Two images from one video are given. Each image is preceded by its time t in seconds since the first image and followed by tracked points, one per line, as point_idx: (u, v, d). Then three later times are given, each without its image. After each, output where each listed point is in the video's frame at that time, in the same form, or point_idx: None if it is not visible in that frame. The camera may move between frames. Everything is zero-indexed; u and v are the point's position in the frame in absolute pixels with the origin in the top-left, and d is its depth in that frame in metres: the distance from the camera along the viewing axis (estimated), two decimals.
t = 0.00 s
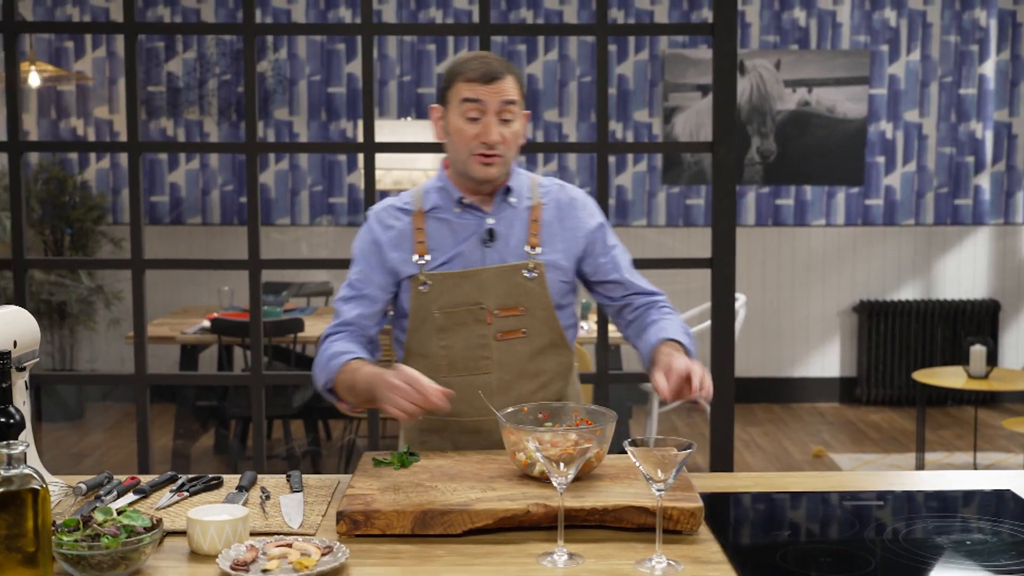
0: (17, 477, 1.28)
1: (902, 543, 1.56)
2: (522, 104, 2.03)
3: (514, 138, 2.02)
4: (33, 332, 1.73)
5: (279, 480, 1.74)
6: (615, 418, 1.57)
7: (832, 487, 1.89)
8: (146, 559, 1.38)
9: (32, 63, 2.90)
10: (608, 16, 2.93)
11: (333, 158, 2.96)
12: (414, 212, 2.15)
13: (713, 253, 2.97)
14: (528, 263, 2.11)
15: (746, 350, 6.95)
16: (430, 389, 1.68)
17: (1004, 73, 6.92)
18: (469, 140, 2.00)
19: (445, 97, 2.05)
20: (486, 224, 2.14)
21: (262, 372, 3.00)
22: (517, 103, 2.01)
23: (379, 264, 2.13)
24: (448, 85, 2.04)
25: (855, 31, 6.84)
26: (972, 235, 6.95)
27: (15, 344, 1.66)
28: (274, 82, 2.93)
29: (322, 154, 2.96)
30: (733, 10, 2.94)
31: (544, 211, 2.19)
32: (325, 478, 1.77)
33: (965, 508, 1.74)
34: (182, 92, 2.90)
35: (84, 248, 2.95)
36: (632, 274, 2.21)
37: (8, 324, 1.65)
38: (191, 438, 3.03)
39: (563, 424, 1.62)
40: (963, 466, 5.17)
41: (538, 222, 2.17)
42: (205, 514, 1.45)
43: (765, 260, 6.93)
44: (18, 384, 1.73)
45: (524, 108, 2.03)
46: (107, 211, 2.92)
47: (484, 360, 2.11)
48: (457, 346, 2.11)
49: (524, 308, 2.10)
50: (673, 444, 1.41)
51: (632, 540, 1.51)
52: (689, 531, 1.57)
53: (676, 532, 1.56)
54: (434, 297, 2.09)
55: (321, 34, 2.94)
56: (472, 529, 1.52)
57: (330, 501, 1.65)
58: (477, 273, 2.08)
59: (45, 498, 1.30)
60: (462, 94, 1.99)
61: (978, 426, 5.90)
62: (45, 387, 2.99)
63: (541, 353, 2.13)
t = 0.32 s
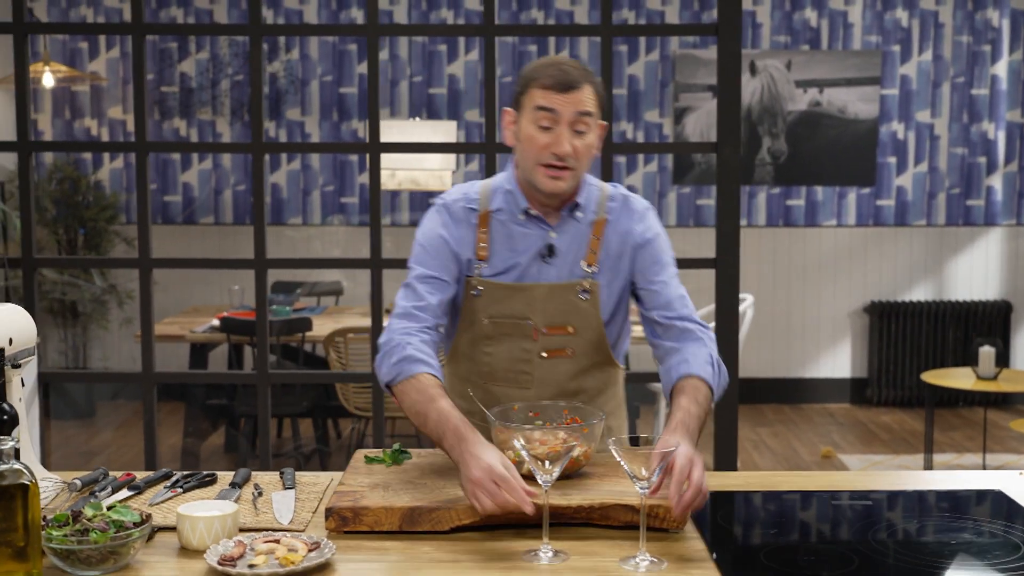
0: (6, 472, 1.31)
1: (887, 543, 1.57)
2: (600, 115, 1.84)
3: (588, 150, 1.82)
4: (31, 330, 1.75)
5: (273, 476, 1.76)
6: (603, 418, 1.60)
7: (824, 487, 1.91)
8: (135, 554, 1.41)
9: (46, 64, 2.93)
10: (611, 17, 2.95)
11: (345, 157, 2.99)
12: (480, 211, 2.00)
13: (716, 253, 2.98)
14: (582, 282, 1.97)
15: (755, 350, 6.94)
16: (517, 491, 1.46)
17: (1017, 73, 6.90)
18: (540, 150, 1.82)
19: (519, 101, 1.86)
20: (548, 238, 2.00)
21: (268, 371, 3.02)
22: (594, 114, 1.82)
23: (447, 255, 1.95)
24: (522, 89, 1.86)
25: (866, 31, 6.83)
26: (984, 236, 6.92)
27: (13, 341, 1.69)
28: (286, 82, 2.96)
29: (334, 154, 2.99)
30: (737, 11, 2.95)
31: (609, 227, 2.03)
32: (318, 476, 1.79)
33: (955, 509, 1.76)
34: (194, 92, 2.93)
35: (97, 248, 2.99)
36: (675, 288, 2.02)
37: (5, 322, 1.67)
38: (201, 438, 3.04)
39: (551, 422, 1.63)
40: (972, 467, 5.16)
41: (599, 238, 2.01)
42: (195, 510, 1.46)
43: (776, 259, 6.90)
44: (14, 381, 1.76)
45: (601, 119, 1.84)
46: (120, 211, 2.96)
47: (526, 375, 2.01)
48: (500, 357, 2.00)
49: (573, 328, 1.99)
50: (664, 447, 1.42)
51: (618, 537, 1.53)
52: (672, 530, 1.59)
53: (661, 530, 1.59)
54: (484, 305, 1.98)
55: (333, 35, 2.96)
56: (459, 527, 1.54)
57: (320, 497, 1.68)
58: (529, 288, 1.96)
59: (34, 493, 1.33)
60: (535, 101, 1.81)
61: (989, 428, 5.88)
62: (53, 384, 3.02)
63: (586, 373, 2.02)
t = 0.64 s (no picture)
0: None
1: (867, 543, 1.58)
2: (628, 132, 1.72)
3: (614, 169, 1.71)
4: (23, 329, 1.77)
5: (263, 474, 1.79)
6: (587, 415, 1.64)
7: (811, 487, 1.92)
8: (121, 549, 1.44)
9: (55, 65, 2.97)
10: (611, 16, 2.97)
11: (352, 157, 3.01)
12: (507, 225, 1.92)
13: (717, 253, 2.99)
14: (602, 309, 1.87)
15: (761, 350, 6.95)
16: (526, 503, 1.45)
17: None
18: (562, 168, 1.71)
19: (546, 117, 1.76)
20: (571, 264, 1.91)
21: (269, 369, 3.05)
22: (622, 131, 1.70)
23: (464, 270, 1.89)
24: (548, 104, 1.75)
25: (873, 31, 6.82)
26: (992, 236, 6.91)
27: (4, 340, 1.71)
28: (294, 83, 2.98)
29: (341, 154, 3.01)
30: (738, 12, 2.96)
31: (638, 253, 1.91)
32: (308, 473, 1.81)
33: (940, 509, 1.76)
34: (203, 92, 2.95)
35: (106, 246, 3.02)
36: (707, 320, 1.88)
37: None
38: (206, 435, 3.08)
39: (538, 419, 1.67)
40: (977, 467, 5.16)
41: (626, 266, 1.89)
42: (181, 505, 1.48)
43: (782, 259, 6.90)
44: (5, 378, 1.77)
45: (630, 136, 1.73)
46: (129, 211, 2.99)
47: (537, 395, 1.94)
48: (514, 373, 1.94)
49: (590, 354, 1.89)
50: (636, 444, 1.44)
51: (601, 534, 1.55)
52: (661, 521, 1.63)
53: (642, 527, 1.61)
54: (501, 319, 1.91)
55: (340, 35, 2.99)
56: (444, 524, 1.56)
57: (309, 494, 1.70)
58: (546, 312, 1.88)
59: (20, 489, 1.35)
60: (558, 117, 1.70)
61: (995, 428, 5.87)
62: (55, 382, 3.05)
63: (601, 398, 1.94)
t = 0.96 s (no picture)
0: None
1: (853, 543, 1.60)
2: (617, 150, 1.73)
3: (604, 188, 1.71)
4: (16, 327, 1.79)
5: (253, 470, 1.81)
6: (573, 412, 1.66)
7: (799, 486, 1.94)
8: (109, 544, 1.46)
9: (64, 65, 3.00)
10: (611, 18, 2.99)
11: (358, 157, 3.04)
12: (499, 236, 1.94)
13: (716, 253, 3.00)
14: (592, 322, 1.90)
15: (765, 350, 6.94)
16: (487, 500, 1.44)
17: None
18: (552, 187, 1.72)
19: (535, 134, 1.76)
20: (562, 277, 1.94)
21: (271, 367, 3.08)
22: (612, 150, 1.71)
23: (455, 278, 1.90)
24: (537, 121, 1.75)
25: (879, 31, 6.82)
26: (998, 236, 6.90)
27: None
28: (301, 83, 3.00)
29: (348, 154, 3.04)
30: (737, 14, 2.97)
31: (629, 265, 1.91)
32: (298, 469, 1.83)
33: (925, 509, 1.77)
34: (210, 92, 2.97)
35: (114, 246, 3.05)
36: (698, 329, 1.85)
37: None
38: (210, 434, 3.10)
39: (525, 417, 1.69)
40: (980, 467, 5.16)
41: (616, 279, 1.91)
42: (169, 501, 1.51)
43: (787, 258, 6.90)
44: None
45: (620, 154, 1.73)
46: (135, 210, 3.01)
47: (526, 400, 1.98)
48: (503, 379, 1.97)
49: (580, 365, 1.93)
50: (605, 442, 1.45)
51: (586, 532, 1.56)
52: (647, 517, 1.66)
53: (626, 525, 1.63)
54: (492, 327, 1.94)
55: (345, 36, 3.01)
56: (430, 521, 1.58)
57: (297, 490, 1.72)
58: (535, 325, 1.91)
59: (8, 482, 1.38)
60: (547, 136, 1.71)
61: (1001, 428, 5.87)
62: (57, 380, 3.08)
63: (589, 405, 1.99)
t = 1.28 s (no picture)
0: None
1: (839, 543, 1.61)
2: (597, 160, 1.74)
3: (584, 198, 1.73)
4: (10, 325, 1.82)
5: (244, 469, 1.83)
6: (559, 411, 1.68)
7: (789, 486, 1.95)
8: (97, 541, 1.49)
9: (69, 66, 3.02)
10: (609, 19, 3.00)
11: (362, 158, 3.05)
12: (484, 241, 1.95)
13: (714, 253, 3.02)
14: (578, 327, 1.92)
15: (768, 350, 6.95)
16: (469, 513, 1.45)
17: None
18: (532, 198, 1.73)
19: (515, 144, 1.78)
20: (546, 283, 1.95)
21: (271, 367, 3.10)
22: (591, 160, 1.72)
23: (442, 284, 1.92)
24: (517, 132, 1.77)
25: (883, 31, 6.82)
26: (1002, 236, 6.90)
27: None
28: (305, 83, 3.03)
29: (351, 155, 3.05)
30: (735, 16, 2.99)
31: (611, 269, 1.93)
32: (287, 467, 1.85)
33: (915, 510, 1.79)
34: (214, 93, 3.00)
35: (119, 246, 3.08)
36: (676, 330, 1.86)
37: None
38: (212, 434, 3.12)
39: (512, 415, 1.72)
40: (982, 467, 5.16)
41: (599, 283, 1.93)
42: (156, 499, 1.53)
43: (789, 259, 6.90)
44: None
45: (600, 164, 1.75)
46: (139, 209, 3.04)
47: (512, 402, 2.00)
48: (490, 381, 2.00)
49: (565, 368, 1.95)
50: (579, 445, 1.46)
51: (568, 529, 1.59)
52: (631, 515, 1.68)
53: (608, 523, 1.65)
54: (478, 331, 1.97)
55: (350, 37, 3.04)
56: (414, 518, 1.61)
57: (285, 488, 1.74)
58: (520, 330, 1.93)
59: None
60: (526, 148, 1.72)
61: (1004, 429, 5.87)
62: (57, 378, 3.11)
63: (576, 406, 2.01)
